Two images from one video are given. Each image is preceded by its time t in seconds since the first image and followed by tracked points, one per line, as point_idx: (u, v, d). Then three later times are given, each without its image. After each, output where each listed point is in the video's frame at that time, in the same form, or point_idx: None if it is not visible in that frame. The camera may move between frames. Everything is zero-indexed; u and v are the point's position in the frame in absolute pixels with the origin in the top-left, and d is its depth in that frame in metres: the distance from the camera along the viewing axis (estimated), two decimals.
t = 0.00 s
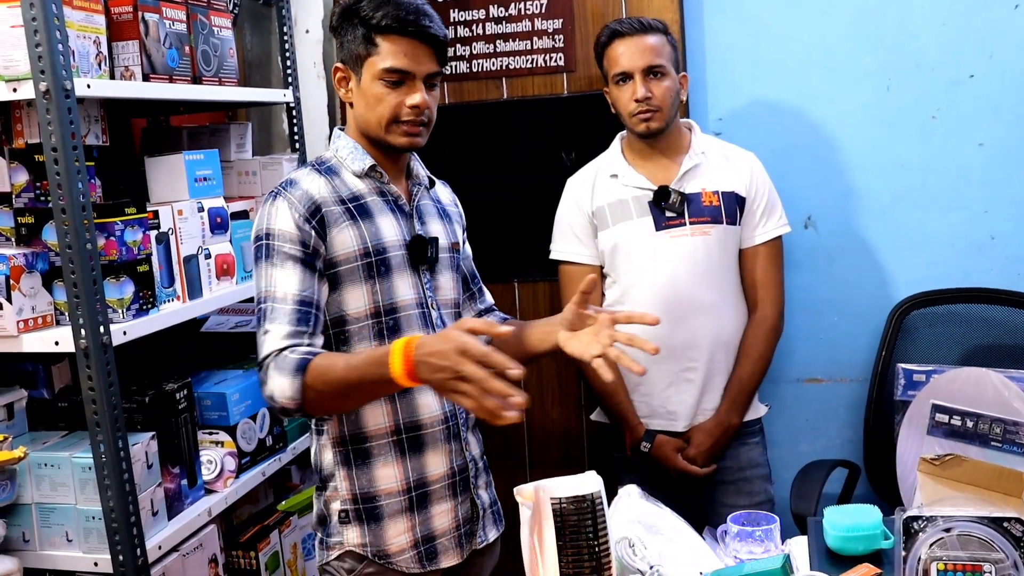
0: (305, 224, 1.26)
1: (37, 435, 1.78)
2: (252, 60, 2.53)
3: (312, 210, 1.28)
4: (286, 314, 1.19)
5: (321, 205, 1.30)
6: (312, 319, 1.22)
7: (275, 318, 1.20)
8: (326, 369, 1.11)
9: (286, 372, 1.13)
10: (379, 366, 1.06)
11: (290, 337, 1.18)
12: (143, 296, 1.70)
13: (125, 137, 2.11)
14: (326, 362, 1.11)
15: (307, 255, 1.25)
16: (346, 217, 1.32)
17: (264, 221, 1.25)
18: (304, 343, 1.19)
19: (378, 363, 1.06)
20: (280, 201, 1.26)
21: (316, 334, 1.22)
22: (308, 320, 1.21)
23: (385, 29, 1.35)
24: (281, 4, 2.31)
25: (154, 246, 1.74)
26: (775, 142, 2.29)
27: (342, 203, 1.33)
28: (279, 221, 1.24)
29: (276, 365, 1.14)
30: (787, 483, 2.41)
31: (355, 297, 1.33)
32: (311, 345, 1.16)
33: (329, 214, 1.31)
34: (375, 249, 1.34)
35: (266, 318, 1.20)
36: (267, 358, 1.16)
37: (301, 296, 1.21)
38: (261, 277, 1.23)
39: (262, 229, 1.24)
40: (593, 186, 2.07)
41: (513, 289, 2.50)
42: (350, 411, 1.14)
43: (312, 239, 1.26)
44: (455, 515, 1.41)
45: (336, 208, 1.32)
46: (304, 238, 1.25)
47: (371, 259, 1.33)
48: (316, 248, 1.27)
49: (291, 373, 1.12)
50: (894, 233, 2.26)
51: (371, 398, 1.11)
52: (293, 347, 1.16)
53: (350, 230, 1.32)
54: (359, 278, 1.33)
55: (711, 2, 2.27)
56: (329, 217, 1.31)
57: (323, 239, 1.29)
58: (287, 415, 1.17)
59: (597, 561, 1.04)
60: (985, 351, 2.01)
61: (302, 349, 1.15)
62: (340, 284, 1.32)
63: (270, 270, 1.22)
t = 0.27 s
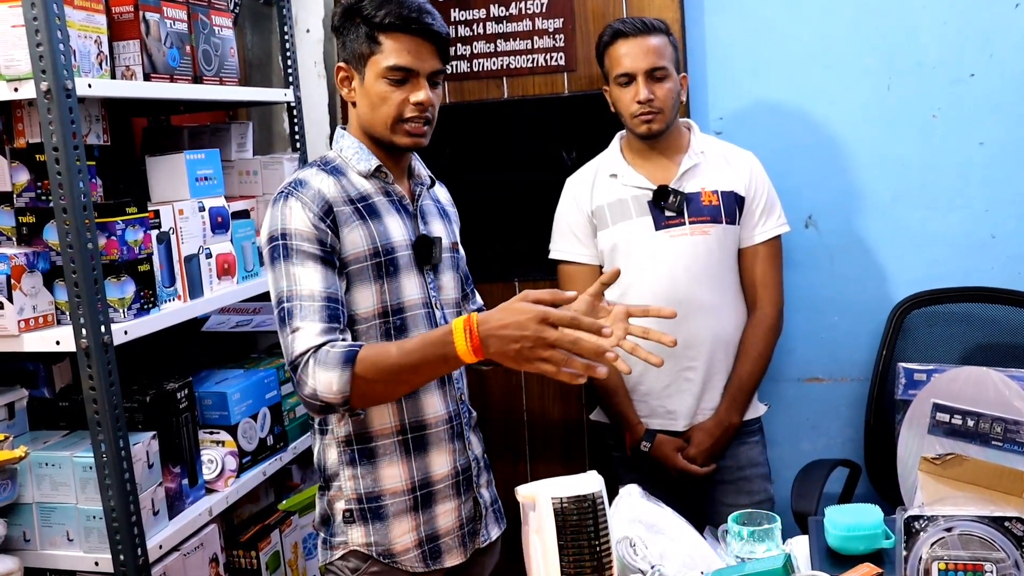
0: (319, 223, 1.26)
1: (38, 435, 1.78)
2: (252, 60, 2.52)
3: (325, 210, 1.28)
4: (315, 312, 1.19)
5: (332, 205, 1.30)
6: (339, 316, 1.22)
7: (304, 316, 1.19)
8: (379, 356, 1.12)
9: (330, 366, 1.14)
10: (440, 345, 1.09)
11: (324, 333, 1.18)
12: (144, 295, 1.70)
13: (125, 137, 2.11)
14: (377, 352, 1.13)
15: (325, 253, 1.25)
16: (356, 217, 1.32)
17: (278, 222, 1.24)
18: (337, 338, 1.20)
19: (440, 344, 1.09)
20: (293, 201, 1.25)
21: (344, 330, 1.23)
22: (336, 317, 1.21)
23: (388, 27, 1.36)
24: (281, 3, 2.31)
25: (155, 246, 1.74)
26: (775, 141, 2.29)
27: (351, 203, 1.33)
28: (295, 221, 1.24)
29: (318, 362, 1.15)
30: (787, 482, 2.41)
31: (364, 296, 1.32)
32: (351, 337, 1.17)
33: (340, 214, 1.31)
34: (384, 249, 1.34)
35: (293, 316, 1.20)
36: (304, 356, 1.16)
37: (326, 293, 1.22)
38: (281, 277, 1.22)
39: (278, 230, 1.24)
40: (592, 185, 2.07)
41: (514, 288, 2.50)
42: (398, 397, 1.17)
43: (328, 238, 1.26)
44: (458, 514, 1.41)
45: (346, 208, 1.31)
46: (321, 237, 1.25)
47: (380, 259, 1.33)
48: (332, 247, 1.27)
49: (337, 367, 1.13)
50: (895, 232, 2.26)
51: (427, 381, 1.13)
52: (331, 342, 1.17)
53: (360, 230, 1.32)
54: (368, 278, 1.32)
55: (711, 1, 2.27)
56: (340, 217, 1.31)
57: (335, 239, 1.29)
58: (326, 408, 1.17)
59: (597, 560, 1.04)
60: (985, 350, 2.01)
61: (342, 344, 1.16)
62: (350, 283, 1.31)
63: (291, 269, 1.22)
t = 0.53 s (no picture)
0: (323, 225, 1.26)
1: (37, 436, 1.78)
2: (252, 60, 2.52)
3: (328, 212, 1.28)
4: (321, 312, 1.20)
5: (335, 208, 1.30)
6: (344, 316, 1.23)
7: (310, 317, 1.20)
8: (383, 347, 1.13)
9: (338, 364, 1.14)
10: (444, 329, 1.10)
11: (331, 332, 1.19)
12: (144, 296, 1.70)
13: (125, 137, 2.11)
14: (381, 344, 1.13)
15: (329, 254, 1.25)
16: (358, 219, 1.32)
17: (282, 224, 1.24)
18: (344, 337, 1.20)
19: (445, 328, 1.10)
20: (296, 203, 1.25)
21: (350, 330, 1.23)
22: (342, 317, 1.22)
23: (395, 29, 1.35)
24: (281, 4, 2.31)
25: (154, 247, 1.74)
26: (775, 141, 2.29)
27: (354, 205, 1.33)
28: (299, 224, 1.24)
29: (325, 361, 1.15)
30: (787, 482, 2.41)
31: (366, 299, 1.32)
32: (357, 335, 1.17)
33: (343, 216, 1.31)
34: (386, 252, 1.34)
35: (299, 318, 1.20)
36: (312, 356, 1.16)
37: (332, 293, 1.22)
38: (286, 278, 1.22)
39: (281, 232, 1.24)
40: (590, 186, 2.07)
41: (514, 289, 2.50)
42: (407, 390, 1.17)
43: (331, 240, 1.27)
44: (457, 516, 1.41)
45: (349, 211, 1.31)
46: (325, 239, 1.25)
47: (382, 262, 1.33)
48: (336, 249, 1.27)
49: (344, 365, 1.14)
50: (894, 232, 2.26)
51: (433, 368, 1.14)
52: (338, 342, 1.17)
53: (362, 232, 1.32)
54: (370, 280, 1.33)
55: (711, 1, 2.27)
56: (343, 219, 1.31)
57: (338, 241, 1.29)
58: (335, 407, 1.18)
59: (597, 560, 1.04)
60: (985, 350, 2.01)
61: (349, 342, 1.16)
62: (352, 286, 1.32)
63: (296, 271, 1.22)
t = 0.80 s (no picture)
0: (322, 223, 1.26)
1: (36, 434, 1.78)
2: (251, 60, 2.51)
3: (326, 210, 1.28)
4: (323, 310, 1.20)
5: (333, 206, 1.30)
6: (346, 314, 1.23)
7: (312, 315, 1.20)
8: (391, 354, 1.13)
9: (344, 365, 1.14)
10: (453, 342, 1.10)
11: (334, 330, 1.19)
12: (143, 295, 1.70)
13: (124, 136, 2.11)
14: (391, 350, 1.14)
15: (328, 252, 1.25)
16: (356, 217, 1.32)
17: (280, 222, 1.24)
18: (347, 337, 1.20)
19: (455, 342, 1.10)
20: (294, 201, 1.26)
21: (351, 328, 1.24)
22: (343, 315, 1.22)
23: (391, 27, 1.36)
24: (280, 3, 2.31)
25: (154, 245, 1.74)
26: (774, 141, 2.29)
27: (352, 203, 1.33)
28: (297, 222, 1.24)
29: (330, 360, 1.15)
30: (785, 482, 2.41)
31: (366, 296, 1.33)
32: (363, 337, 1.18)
33: (340, 214, 1.31)
34: (385, 249, 1.34)
35: (302, 315, 1.20)
36: (316, 355, 1.16)
37: (333, 291, 1.22)
38: (287, 275, 1.22)
39: (280, 230, 1.24)
40: (588, 185, 2.07)
41: (513, 288, 2.50)
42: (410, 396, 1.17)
43: (330, 238, 1.27)
44: (458, 513, 1.41)
45: (346, 209, 1.32)
46: (324, 236, 1.25)
47: (380, 259, 1.34)
48: (335, 247, 1.27)
49: (350, 366, 1.14)
50: (893, 232, 2.26)
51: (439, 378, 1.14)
52: (343, 341, 1.17)
53: (360, 230, 1.32)
54: (369, 278, 1.33)
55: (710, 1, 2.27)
56: (341, 217, 1.31)
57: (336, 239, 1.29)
58: (338, 406, 1.18)
59: (596, 559, 1.04)
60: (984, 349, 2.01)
61: (355, 343, 1.17)
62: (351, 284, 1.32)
63: (296, 268, 1.22)
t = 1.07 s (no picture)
0: (316, 225, 1.26)
1: (35, 434, 1.78)
2: (249, 59, 2.52)
3: (320, 211, 1.28)
4: (314, 313, 1.20)
5: (328, 207, 1.30)
6: (338, 316, 1.23)
7: (302, 318, 1.20)
8: (379, 361, 1.15)
9: (333, 370, 1.15)
10: (442, 352, 1.11)
11: (325, 334, 1.19)
12: (142, 295, 1.70)
13: (122, 136, 2.11)
14: (379, 356, 1.15)
15: (322, 254, 1.25)
16: (351, 217, 1.32)
17: (274, 224, 1.25)
18: (338, 340, 1.21)
19: (443, 353, 1.11)
20: (288, 203, 1.26)
21: (344, 330, 1.24)
22: (335, 317, 1.22)
23: (383, 27, 1.36)
24: (278, 3, 2.31)
25: (153, 246, 1.74)
26: (772, 140, 2.29)
27: (347, 204, 1.33)
28: (291, 224, 1.24)
29: (320, 366, 1.16)
30: (784, 481, 2.41)
31: (363, 296, 1.33)
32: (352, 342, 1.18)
33: (335, 215, 1.31)
34: (381, 249, 1.34)
35: (293, 318, 1.20)
36: (306, 359, 1.17)
37: (326, 294, 1.22)
38: (280, 279, 1.23)
39: (274, 232, 1.24)
40: (586, 184, 2.07)
41: (512, 288, 2.50)
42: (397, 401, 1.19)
43: (325, 239, 1.27)
44: (461, 511, 1.41)
45: (342, 209, 1.32)
46: (318, 238, 1.25)
47: (377, 258, 1.34)
48: (329, 248, 1.27)
49: (339, 372, 1.15)
50: (891, 231, 2.26)
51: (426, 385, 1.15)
52: (333, 346, 1.18)
53: (355, 230, 1.32)
54: (366, 277, 1.33)
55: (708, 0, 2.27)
56: (336, 218, 1.31)
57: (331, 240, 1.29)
58: (325, 409, 1.19)
59: (595, 558, 1.04)
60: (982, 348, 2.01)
61: (344, 348, 1.17)
62: (348, 283, 1.32)
63: (289, 271, 1.23)
